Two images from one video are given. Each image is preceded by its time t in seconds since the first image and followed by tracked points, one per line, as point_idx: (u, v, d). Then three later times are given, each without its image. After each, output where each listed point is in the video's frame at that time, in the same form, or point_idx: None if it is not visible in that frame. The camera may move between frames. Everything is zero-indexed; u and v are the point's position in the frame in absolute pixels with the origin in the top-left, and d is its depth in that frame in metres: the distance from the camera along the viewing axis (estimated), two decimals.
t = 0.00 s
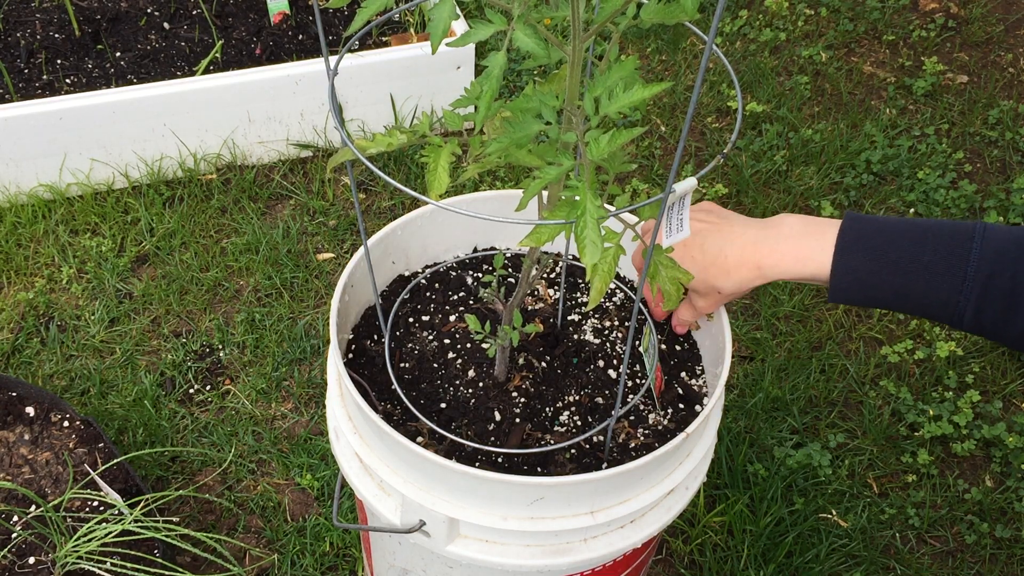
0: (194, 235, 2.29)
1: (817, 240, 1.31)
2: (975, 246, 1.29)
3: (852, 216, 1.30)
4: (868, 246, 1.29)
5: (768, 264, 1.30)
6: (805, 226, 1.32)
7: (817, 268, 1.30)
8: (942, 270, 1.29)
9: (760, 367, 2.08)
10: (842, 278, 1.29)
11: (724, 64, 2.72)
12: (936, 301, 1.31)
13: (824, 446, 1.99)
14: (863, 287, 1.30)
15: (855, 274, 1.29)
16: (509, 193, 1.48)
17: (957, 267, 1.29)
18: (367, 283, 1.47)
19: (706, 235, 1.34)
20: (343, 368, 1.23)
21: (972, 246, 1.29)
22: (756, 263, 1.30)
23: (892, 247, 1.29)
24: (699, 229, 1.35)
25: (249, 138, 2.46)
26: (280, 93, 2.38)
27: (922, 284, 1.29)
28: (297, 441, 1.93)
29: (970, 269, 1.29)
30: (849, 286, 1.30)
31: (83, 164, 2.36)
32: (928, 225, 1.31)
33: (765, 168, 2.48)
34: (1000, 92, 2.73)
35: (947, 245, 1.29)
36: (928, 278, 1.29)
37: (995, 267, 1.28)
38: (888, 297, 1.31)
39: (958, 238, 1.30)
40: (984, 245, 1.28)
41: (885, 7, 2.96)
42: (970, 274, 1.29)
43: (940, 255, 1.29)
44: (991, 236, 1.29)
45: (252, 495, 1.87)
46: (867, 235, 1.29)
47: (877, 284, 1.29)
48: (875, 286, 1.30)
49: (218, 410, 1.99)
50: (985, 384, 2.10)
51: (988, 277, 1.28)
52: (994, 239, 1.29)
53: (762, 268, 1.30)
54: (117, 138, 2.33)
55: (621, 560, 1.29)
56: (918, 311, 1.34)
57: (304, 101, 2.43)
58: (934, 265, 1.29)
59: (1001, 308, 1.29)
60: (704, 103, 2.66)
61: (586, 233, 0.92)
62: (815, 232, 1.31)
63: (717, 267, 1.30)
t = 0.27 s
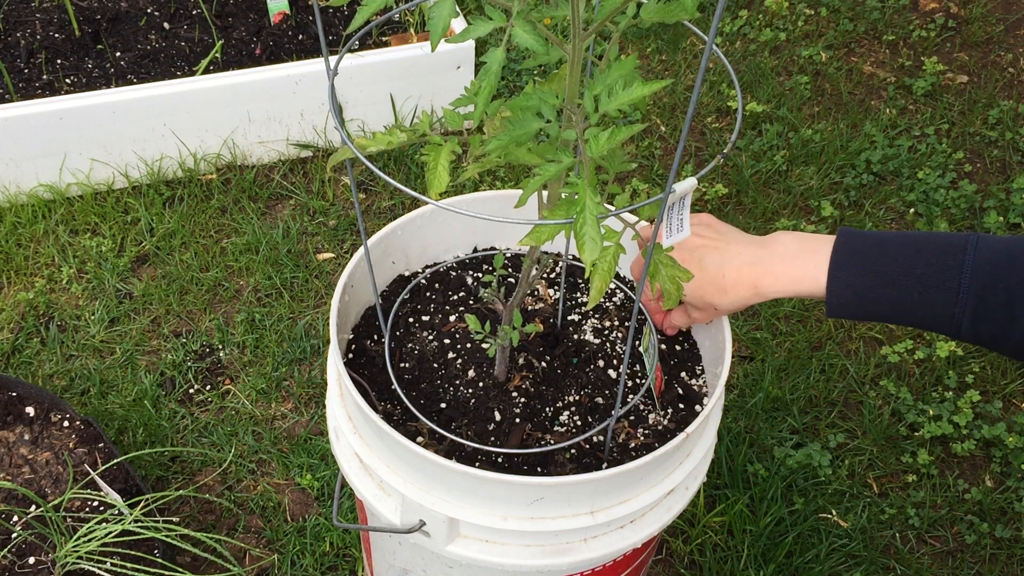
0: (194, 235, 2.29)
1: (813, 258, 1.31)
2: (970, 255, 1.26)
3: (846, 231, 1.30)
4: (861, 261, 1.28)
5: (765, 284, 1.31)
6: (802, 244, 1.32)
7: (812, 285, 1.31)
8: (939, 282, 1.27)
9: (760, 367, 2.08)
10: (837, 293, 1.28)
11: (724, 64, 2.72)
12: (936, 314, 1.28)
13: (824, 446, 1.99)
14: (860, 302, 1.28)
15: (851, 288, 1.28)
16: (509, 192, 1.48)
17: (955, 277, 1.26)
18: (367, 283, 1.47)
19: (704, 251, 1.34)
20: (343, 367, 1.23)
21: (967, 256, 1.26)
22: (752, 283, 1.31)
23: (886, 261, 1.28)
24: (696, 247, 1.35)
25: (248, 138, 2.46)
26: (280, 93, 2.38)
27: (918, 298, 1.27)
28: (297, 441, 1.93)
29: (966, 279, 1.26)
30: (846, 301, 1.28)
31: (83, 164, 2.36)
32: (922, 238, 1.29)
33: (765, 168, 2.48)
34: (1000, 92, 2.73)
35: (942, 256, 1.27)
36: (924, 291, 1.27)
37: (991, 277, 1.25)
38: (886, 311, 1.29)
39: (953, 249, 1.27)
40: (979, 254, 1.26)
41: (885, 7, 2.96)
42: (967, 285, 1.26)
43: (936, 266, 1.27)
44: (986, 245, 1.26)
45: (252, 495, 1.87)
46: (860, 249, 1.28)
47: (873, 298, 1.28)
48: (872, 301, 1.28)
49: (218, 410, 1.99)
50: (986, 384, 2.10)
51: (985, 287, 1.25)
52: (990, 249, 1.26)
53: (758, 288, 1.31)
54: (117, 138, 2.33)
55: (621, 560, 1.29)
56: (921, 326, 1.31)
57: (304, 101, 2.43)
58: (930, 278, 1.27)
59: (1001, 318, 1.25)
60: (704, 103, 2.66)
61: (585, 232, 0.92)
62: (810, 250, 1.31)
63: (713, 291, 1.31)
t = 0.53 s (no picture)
0: (194, 235, 2.29)
1: (837, 249, 1.28)
2: (990, 255, 1.26)
3: (870, 225, 1.29)
4: (884, 254, 1.27)
5: (786, 269, 1.28)
6: (827, 234, 1.30)
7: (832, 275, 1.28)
8: (957, 280, 1.27)
9: (760, 367, 2.08)
10: (858, 285, 1.27)
11: (724, 64, 2.72)
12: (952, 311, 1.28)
13: (824, 446, 1.99)
14: (879, 295, 1.27)
15: (871, 280, 1.27)
16: (509, 193, 1.48)
17: (973, 276, 1.27)
18: (367, 283, 1.47)
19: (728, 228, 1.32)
20: (343, 368, 1.23)
21: (988, 256, 1.27)
22: (773, 265, 1.28)
23: (908, 256, 1.27)
24: (721, 225, 1.33)
25: (249, 138, 2.46)
26: (280, 93, 2.38)
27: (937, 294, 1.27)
28: (297, 441, 1.93)
29: (985, 278, 1.26)
30: (866, 293, 1.28)
31: (83, 164, 2.36)
32: (942, 236, 1.29)
33: (765, 168, 2.48)
34: (1000, 92, 2.73)
35: (962, 255, 1.27)
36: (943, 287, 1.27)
37: (1009, 277, 1.26)
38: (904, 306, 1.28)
39: (973, 248, 1.28)
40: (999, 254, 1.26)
41: (885, 7, 2.96)
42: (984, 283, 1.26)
43: (955, 264, 1.27)
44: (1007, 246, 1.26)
45: (252, 495, 1.87)
46: (883, 243, 1.27)
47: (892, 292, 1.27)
48: (891, 295, 1.27)
49: (218, 410, 1.99)
50: (986, 384, 2.10)
51: (1003, 286, 1.26)
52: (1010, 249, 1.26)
53: (779, 272, 1.28)
54: (117, 138, 2.33)
55: (621, 560, 1.29)
56: (935, 323, 1.31)
57: (304, 101, 2.43)
58: (949, 275, 1.27)
59: (1017, 317, 1.26)
60: (704, 103, 2.66)
61: (586, 233, 0.92)
62: (834, 240, 1.29)
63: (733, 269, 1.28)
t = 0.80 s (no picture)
0: (194, 235, 2.29)
1: (892, 223, 1.27)
2: None
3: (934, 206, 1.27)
4: (938, 235, 1.25)
5: (837, 226, 1.25)
6: (886, 203, 1.28)
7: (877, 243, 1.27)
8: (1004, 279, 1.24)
9: (760, 367, 2.08)
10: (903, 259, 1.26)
11: (725, 64, 2.72)
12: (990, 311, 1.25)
13: (823, 446, 1.99)
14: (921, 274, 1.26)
15: (913, 255, 1.25)
16: (509, 193, 1.48)
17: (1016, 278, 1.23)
18: (367, 283, 1.47)
19: (800, 165, 1.27)
20: (343, 367, 1.23)
21: None
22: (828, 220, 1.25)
23: (963, 241, 1.25)
24: (795, 160, 1.27)
25: (249, 138, 2.46)
26: (280, 93, 2.38)
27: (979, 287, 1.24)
28: (297, 441, 1.93)
29: None
30: (904, 266, 1.26)
31: (83, 164, 2.36)
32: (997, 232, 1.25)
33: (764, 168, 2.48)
34: (1000, 92, 2.73)
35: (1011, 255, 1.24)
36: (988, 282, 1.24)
37: None
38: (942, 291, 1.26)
39: None
40: None
41: (885, 7, 2.96)
42: None
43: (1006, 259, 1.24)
44: None
45: (252, 495, 1.87)
46: (936, 223, 1.25)
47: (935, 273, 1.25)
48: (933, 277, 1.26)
49: (218, 410, 1.99)
50: (986, 384, 2.10)
51: None
52: None
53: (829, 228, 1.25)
54: (117, 138, 2.33)
55: (621, 560, 1.29)
56: (971, 320, 1.28)
57: (304, 101, 2.43)
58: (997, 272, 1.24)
59: None
60: (704, 103, 2.66)
61: (585, 232, 0.92)
62: (891, 212, 1.28)
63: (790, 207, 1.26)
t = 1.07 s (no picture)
0: (194, 235, 2.29)
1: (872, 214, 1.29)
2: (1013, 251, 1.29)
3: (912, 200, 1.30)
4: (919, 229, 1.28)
5: (824, 214, 1.27)
6: (864, 199, 1.30)
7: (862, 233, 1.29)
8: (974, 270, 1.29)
9: (760, 367, 2.08)
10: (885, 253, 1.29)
11: (725, 64, 2.72)
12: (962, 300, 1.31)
13: (823, 446, 1.99)
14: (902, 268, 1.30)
15: (903, 251, 1.28)
16: (509, 192, 1.48)
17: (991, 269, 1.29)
18: (367, 283, 1.47)
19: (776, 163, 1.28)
20: (343, 367, 1.23)
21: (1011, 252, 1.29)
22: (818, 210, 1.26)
23: (942, 235, 1.29)
24: (777, 154, 1.28)
25: (249, 138, 2.46)
26: (280, 93, 2.38)
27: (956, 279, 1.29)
28: (297, 441, 1.93)
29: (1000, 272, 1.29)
30: (893, 262, 1.29)
31: (83, 163, 2.36)
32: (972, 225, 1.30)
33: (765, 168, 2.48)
34: (1000, 93, 2.73)
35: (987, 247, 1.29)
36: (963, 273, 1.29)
37: None
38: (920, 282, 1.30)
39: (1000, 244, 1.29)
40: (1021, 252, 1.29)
41: (885, 7, 2.96)
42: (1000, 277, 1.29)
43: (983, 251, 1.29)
44: None
45: (252, 495, 1.87)
46: (921, 219, 1.29)
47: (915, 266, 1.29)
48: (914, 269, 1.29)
49: (218, 410, 1.99)
50: (986, 384, 2.10)
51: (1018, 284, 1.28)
52: None
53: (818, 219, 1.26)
54: (117, 138, 2.33)
55: (621, 560, 1.29)
56: (945, 308, 1.33)
57: (304, 101, 2.43)
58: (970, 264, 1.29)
59: None
60: (704, 103, 2.66)
61: (586, 232, 0.92)
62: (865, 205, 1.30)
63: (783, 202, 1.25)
